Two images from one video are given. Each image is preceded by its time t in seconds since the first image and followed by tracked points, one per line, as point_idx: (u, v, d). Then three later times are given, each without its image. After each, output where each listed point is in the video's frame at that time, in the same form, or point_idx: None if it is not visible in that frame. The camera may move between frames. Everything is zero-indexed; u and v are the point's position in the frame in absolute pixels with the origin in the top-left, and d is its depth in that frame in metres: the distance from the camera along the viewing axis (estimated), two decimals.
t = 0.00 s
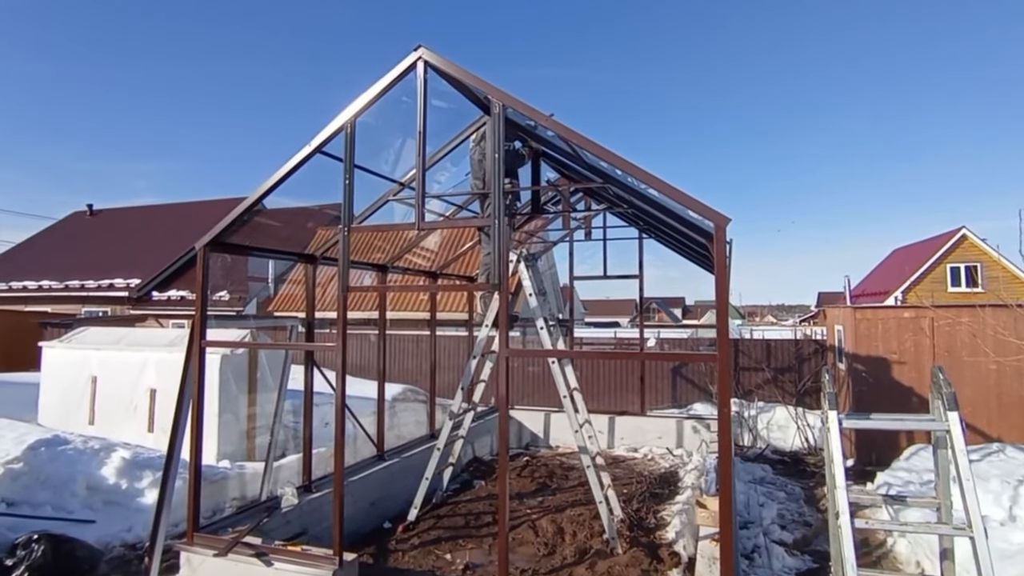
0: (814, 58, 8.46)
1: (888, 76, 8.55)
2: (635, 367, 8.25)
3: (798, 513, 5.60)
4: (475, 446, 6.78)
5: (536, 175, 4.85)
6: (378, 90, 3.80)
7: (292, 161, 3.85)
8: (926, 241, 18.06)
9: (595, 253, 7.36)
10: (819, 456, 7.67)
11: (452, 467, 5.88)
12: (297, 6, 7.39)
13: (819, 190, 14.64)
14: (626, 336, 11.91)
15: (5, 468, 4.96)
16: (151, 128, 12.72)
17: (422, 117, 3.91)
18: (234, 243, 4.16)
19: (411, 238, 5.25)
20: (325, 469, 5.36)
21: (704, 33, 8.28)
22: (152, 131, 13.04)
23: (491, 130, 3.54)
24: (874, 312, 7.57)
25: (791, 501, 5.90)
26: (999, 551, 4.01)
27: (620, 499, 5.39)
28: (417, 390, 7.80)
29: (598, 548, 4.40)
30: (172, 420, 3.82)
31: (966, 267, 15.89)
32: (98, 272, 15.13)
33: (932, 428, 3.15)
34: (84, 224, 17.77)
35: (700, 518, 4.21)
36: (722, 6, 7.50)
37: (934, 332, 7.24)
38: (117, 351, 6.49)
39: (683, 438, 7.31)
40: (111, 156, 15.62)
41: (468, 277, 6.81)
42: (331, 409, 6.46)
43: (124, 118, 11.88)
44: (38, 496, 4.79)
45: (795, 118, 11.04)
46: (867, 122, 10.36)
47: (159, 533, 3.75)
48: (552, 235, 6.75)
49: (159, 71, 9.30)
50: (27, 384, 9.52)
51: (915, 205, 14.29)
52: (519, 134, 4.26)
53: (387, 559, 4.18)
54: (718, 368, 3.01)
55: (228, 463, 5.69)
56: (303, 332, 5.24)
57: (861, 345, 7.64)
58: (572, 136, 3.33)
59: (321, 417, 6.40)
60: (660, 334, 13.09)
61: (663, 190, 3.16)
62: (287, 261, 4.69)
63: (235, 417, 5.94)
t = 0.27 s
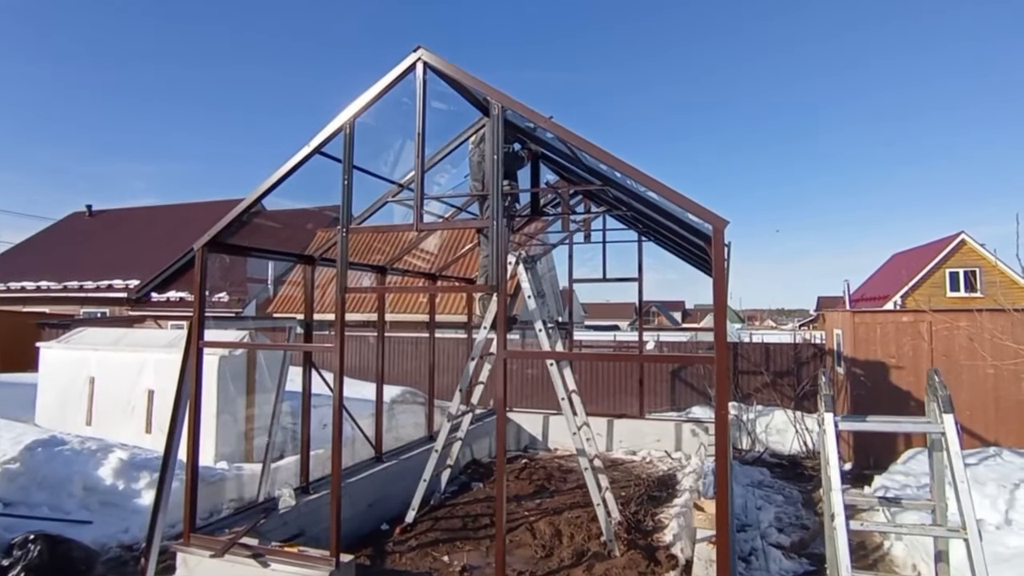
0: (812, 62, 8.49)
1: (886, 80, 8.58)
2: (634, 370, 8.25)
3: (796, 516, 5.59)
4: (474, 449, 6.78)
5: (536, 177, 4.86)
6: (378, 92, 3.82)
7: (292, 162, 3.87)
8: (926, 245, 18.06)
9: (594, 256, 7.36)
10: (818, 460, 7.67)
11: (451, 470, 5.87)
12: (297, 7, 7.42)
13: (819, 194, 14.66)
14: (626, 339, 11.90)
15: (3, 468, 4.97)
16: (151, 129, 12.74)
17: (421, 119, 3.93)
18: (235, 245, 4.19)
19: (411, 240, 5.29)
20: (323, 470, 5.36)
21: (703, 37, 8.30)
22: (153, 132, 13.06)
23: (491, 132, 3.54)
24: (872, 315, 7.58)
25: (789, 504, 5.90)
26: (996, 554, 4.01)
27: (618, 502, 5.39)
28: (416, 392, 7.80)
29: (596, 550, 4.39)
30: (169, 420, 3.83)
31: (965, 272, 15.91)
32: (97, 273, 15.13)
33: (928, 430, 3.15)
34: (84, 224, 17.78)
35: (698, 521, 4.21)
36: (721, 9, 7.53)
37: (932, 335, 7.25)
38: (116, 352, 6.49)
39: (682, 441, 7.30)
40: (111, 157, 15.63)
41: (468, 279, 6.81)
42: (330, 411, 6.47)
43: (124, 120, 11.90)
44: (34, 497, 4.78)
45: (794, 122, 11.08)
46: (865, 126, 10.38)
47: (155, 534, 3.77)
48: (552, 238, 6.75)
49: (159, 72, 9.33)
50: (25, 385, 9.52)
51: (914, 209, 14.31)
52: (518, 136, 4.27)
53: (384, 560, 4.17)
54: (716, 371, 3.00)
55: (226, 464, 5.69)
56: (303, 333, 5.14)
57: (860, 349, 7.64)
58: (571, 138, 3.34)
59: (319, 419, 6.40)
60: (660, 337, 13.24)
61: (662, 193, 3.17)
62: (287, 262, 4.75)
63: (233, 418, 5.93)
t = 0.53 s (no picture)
0: (807, 66, 8.54)
1: (880, 84, 8.63)
2: (630, 373, 8.25)
3: (790, 519, 5.61)
4: (470, 451, 6.77)
5: (532, 180, 4.87)
6: (373, 94, 3.84)
7: (287, 164, 3.88)
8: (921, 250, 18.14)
9: (590, 259, 7.36)
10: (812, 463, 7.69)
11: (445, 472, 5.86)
12: (294, 9, 7.44)
13: (814, 198, 14.72)
14: (622, 342, 11.92)
15: None
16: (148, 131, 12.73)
17: (417, 121, 3.95)
18: (230, 246, 4.22)
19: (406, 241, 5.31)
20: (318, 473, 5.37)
21: (699, 40, 8.35)
22: (149, 134, 13.05)
23: (486, 134, 3.56)
24: (867, 319, 7.61)
25: (784, 507, 5.91)
26: (989, 557, 4.02)
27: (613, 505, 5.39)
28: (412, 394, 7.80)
29: (591, 553, 4.39)
30: (163, 422, 3.82)
31: (960, 276, 15.98)
32: (93, 275, 15.10)
33: (919, 432, 3.17)
34: (79, 226, 17.74)
35: (691, 523, 4.23)
36: (716, 13, 7.58)
37: (926, 339, 7.30)
38: (110, 354, 6.48)
39: (678, 444, 7.31)
40: (108, 158, 15.61)
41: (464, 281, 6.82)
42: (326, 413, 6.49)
43: (121, 121, 11.89)
44: (27, 499, 4.77)
45: (789, 127, 11.14)
46: (861, 131, 10.44)
47: (149, 535, 3.74)
48: (548, 241, 6.77)
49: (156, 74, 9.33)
50: (19, 387, 9.49)
51: (909, 213, 14.38)
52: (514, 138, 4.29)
53: (378, 563, 4.17)
54: (710, 374, 3.01)
55: (220, 467, 5.69)
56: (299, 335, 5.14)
57: (855, 352, 7.64)
58: (568, 141, 3.35)
59: (314, 422, 6.40)
60: (656, 340, 13.24)
61: (657, 195, 3.18)
62: (283, 264, 4.77)
63: (228, 420, 5.92)
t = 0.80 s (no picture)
0: (801, 70, 8.59)
1: (874, 88, 8.69)
2: (626, 376, 8.26)
3: (786, 521, 5.62)
4: (466, 454, 6.77)
5: (528, 182, 4.87)
6: (369, 96, 3.86)
7: (282, 165, 3.89)
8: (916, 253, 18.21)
9: (587, 262, 7.38)
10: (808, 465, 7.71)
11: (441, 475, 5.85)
12: (290, 11, 7.45)
13: (810, 201, 14.78)
14: (619, 345, 11.92)
15: None
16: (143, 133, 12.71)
17: (412, 123, 3.96)
18: (225, 249, 4.17)
19: (402, 244, 5.32)
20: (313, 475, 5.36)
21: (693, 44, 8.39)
22: (145, 136, 13.03)
23: (482, 136, 3.56)
24: (863, 322, 7.64)
25: (780, 509, 5.93)
26: (982, 558, 4.04)
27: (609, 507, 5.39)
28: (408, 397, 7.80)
29: (587, 555, 4.39)
30: (157, 425, 3.80)
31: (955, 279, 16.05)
32: (87, 277, 15.05)
33: (912, 434, 3.19)
34: (74, 228, 17.69)
35: (687, 525, 4.24)
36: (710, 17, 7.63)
37: (921, 343, 7.33)
38: (105, 356, 6.45)
39: (674, 447, 7.31)
40: (103, 161, 15.57)
41: (460, 283, 6.82)
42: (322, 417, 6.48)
43: (117, 123, 11.87)
44: (21, 503, 4.80)
45: (784, 130, 11.19)
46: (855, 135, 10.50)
47: (144, 539, 3.73)
48: (544, 244, 6.78)
49: (152, 76, 9.33)
50: (12, 389, 9.45)
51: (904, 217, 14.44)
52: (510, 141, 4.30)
53: (374, 565, 4.16)
54: (706, 375, 3.01)
55: (215, 470, 5.67)
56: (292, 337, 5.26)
57: (850, 356, 7.67)
58: (563, 143, 3.36)
59: (310, 425, 6.38)
60: (652, 342, 13.22)
61: (652, 198, 3.20)
62: (279, 267, 4.75)
63: (223, 423, 5.90)
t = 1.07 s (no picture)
0: (796, 74, 8.63)
1: (869, 93, 8.73)
2: (620, 377, 8.28)
3: (778, 523, 5.64)
4: (460, 454, 6.77)
5: (524, 183, 4.88)
6: (365, 95, 3.85)
7: (277, 164, 3.89)
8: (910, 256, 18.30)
9: (582, 263, 7.39)
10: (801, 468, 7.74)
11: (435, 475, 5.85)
12: (287, 10, 7.44)
13: (805, 204, 14.85)
14: (614, 347, 11.94)
15: None
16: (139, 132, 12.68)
17: (407, 123, 3.97)
18: (219, 247, 4.18)
19: (398, 244, 5.31)
20: (307, 475, 5.36)
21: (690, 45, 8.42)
22: (140, 134, 12.99)
23: (477, 137, 3.57)
24: (856, 325, 7.67)
25: (773, 511, 5.95)
26: (971, 560, 4.06)
27: (602, 509, 5.39)
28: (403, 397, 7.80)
29: (579, 556, 4.40)
30: (150, 424, 3.80)
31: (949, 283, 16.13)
32: (82, 275, 14.99)
33: (900, 436, 3.21)
34: (69, 226, 17.63)
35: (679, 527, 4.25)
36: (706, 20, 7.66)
37: (914, 346, 7.37)
38: (98, 355, 6.44)
39: (667, 448, 7.33)
40: (98, 158, 15.51)
41: (456, 284, 6.82)
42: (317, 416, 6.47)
43: (112, 121, 11.84)
44: (14, 500, 4.77)
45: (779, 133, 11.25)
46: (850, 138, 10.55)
47: (135, 538, 3.72)
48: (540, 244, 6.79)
49: (148, 74, 9.31)
50: (5, 388, 9.41)
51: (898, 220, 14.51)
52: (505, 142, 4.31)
53: (366, 565, 4.16)
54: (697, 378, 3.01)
55: (209, 469, 5.67)
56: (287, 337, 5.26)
57: (844, 358, 7.71)
58: (558, 145, 3.37)
59: (304, 425, 6.38)
60: (647, 344, 13.22)
61: (646, 200, 3.21)
62: (275, 267, 4.73)
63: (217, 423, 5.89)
